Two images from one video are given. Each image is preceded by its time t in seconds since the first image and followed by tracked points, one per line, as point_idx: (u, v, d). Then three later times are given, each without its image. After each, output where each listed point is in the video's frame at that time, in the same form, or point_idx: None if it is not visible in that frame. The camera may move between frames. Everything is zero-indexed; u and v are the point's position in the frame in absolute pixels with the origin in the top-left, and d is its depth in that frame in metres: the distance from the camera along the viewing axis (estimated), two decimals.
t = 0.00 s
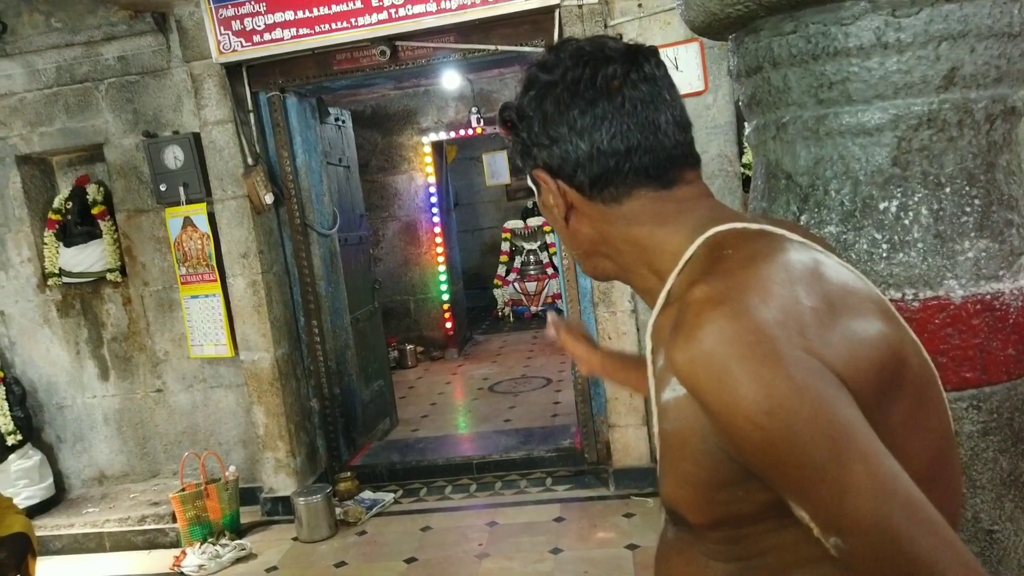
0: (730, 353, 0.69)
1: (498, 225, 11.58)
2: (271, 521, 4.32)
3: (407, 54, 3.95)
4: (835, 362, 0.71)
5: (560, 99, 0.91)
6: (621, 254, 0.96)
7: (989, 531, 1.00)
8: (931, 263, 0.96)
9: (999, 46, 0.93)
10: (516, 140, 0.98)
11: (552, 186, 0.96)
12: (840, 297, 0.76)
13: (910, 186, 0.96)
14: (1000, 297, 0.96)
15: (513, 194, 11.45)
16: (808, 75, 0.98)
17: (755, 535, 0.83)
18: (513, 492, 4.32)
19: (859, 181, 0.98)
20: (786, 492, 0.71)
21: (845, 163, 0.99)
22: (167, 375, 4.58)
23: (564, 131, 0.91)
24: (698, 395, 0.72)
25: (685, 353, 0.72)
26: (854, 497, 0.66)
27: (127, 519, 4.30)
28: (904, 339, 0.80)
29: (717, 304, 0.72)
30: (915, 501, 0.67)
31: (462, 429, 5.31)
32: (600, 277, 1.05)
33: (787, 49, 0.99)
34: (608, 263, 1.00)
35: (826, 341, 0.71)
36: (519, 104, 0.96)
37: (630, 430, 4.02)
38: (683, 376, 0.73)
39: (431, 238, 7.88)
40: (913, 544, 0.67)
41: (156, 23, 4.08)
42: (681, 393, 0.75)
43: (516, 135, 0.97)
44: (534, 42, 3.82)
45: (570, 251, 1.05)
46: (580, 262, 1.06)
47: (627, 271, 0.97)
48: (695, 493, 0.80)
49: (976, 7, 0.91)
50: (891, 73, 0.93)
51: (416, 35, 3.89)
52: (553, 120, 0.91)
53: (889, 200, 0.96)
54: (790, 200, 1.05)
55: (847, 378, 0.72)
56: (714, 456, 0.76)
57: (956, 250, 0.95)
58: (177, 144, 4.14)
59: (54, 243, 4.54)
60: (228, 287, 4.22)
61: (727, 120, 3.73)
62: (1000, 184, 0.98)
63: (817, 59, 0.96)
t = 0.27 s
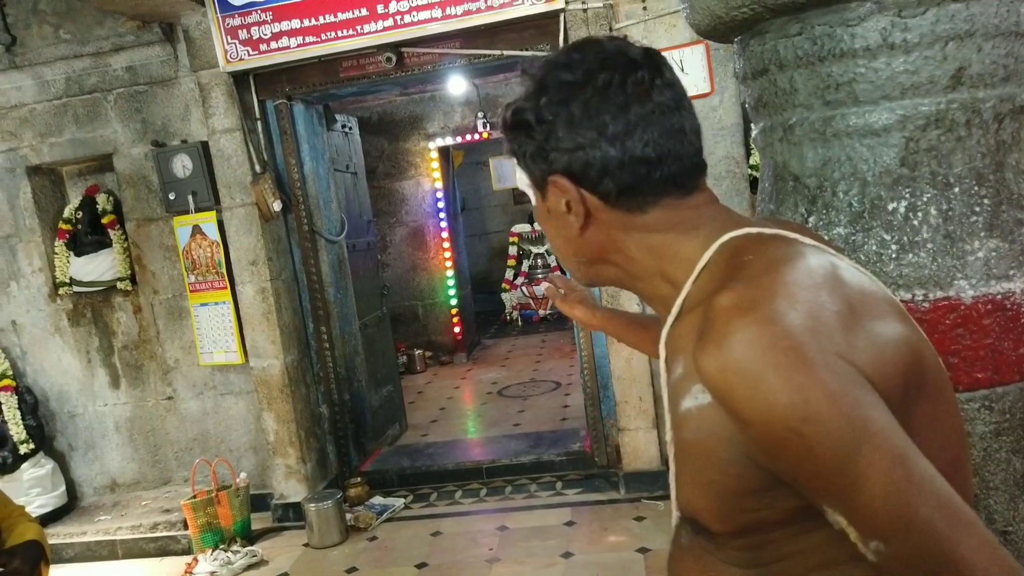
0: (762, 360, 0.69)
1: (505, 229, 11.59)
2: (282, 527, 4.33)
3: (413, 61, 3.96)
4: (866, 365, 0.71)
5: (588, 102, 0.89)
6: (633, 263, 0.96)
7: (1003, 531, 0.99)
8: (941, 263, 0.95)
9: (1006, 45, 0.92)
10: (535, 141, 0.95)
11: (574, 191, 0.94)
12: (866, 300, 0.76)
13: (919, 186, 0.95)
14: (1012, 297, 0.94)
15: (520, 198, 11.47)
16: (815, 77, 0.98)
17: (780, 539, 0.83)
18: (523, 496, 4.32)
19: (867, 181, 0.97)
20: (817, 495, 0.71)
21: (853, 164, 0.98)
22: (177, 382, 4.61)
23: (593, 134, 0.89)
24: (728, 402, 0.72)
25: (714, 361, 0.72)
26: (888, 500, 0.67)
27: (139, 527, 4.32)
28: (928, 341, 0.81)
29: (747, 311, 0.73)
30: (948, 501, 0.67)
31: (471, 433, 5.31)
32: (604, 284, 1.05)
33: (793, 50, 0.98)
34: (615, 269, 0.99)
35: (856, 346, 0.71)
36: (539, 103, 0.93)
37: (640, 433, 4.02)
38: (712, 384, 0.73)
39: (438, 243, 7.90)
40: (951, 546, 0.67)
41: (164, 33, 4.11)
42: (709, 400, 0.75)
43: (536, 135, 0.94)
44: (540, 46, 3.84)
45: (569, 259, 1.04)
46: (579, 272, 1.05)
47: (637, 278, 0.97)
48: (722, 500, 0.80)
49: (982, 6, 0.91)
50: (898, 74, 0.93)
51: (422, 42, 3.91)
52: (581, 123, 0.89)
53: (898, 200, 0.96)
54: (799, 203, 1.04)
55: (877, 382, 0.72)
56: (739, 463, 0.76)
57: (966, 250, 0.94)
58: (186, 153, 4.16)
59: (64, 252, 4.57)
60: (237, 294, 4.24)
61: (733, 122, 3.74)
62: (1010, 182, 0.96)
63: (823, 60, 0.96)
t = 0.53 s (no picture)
0: (783, 357, 0.68)
1: (508, 231, 11.60)
2: (286, 528, 4.34)
3: (416, 62, 3.96)
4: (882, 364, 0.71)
5: (653, 74, 0.86)
6: (654, 254, 0.94)
7: (1009, 531, 0.98)
8: (946, 261, 0.92)
9: (1012, 42, 0.90)
10: (585, 107, 0.89)
11: (623, 168, 0.88)
12: (879, 299, 0.76)
13: (925, 185, 0.92)
14: (1020, 296, 0.92)
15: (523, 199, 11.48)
16: (819, 76, 0.95)
17: (791, 539, 0.82)
18: (527, 497, 4.32)
19: (872, 180, 0.94)
20: (834, 495, 0.70)
21: (858, 163, 0.94)
22: (181, 384, 4.62)
23: (659, 103, 0.85)
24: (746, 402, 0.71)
25: (732, 360, 0.72)
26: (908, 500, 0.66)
27: (143, 528, 4.32)
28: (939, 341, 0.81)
29: (765, 309, 0.72)
30: (965, 502, 0.67)
31: (475, 434, 5.32)
32: (610, 279, 1.01)
33: (796, 49, 0.95)
34: (634, 259, 0.96)
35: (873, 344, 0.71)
36: (596, 68, 0.88)
37: (644, 434, 4.01)
38: (729, 382, 0.72)
39: (441, 244, 7.90)
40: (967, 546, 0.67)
41: (167, 35, 4.13)
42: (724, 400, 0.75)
43: (589, 99, 0.88)
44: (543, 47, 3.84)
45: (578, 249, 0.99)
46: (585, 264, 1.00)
47: (654, 270, 0.96)
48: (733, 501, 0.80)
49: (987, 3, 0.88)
50: (903, 72, 0.91)
51: (425, 43, 3.91)
52: (645, 92, 0.86)
53: (903, 199, 0.93)
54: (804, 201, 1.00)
55: (893, 381, 0.72)
56: (753, 465, 0.76)
57: (971, 248, 0.92)
58: (190, 155, 4.18)
59: (69, 254, 4.58)
60: (241, 295, 4.25)
61: (736, 122, 3.74)
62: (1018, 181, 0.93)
63: (827, 58, 0.93)
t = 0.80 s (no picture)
0: (818, 350, 0.69)
1: (509, 230, 11.60)
2: (287, 527, 4.34)
3: (418, 61, 3.97)
4: (913, 361, 0.72)
5: (690, 58, 0.90)
6: (675, 243, 0.97)
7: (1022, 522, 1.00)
8: (950, 260, 0.91)
9: (1016, 39, 0.88)
10: (621, 86, 0.91)
11: (654, 151, 0.91)
12: (909, 297, 0.78)
13: (928, 183, 0.90)
14: None
15: (524, 199, 11.48)
16: (823, 73, 0.93)
17: (815, 540, 0.82)
18: (528, 496, 4.32)
19: (876, 178, 0.92)
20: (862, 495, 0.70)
21: (862, 161, 0.93)
22: (183, 383, 4.62)
23: (695, 86, 0.89)
24: (776, 394, 0.73)
25: (763, 351, 0.73)
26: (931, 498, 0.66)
27: (144, 527, 4.32)
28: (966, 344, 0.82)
29: (798, 303, 0.74)
30: (998, 505, 0.67)
31: (477, 434, 5.32)
32: (627, 267, 1.04)
33: (800, 46, 0.94)
34: (654, 248, 0.99)
35: (903, 341, 0.72)
36: (632, 49, 0.91)
37: (645, 433, 4.02)
38: (760, 374, 0.74)
39: (442, 244, 7.91)
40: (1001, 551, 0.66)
41: (169, 35, 4.13)
42: (753, 392, 0.76)
43: (625, 78, 0.91)
44: (544, 47, 3.84)
45: (597, 236, 1.01)
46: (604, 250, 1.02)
47: (675, 261, 0.99)
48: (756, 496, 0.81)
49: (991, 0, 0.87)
50: (907, 69, 0.89)
51: (426, 42, 3.91)
52: (682, 75, 0.89)
53: (907, 197, 0.91)
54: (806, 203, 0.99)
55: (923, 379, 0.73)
56: (779, 459, 0.77)
57: (976, 245, 0.91)
58: (191, 154, 4.18)
59: (71, 253, 4.58)
60: (243, 294, 4.25)
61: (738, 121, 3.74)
62: None
63: (831, 56, 0.91)
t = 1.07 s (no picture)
0: (837, 343, 0.73)
1: (510, 230, 11.60)
2: (288, 527, 4.34)
3: (419, 61, 3.97)
4: (934, 355, 0.75)
5: (702, 46, 0.95)
6: (690, 238, 1.02)
7: None
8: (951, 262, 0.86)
9: None
10: (632, 75, 0.97)
11: (667, 141, 0.96)
12: (931, 297, 0.81)
13: (932, 185, 0.83)
14: None
15: (525, 198, 11.48)
16: (824, 72, 0.88)
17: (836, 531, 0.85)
18: (529, 496, 4.32)
19: (878, 180, 0.85)
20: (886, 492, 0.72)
21: (864, 161, 0.86)
22: (184, 383, 4.62)
23: (706, 74, 0.94)
24: (799, 388, 0.76)
25: (788, 346, 0.77)
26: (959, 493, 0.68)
27: (146, 526, 4.33)
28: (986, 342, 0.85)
29: (821, 301, 0.78)
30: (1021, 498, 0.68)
31: (478, 433, 5.33)
32: (640, 262, 1.09)
33: (802, 44, 0.89)
34: (669, 243, 1.04)
35: (927, 339, 0.76)
36: (642, 41, 0.97)
37: (646, 433, 4.02)
38: (784, 369, 0.77)
39: (443, 243, 7.91)
40: None
41: (170, 34, 4.13)
42: (777, 386, 0.79)
43: (636, 67, 0.96)
44: (546, 46, 3.83)
45: (611, 233, 1.05)
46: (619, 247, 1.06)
47: (690, 257, 1.03)
48: (779, 487, 0.84)
49: None
50: (910, 68, 0.83)
51: (428, 41, 3.91)
52: (695, 63, 0.95)
53: (910, 198, 0.84)
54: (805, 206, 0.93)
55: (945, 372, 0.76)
56: (803, 451, 0.80)
57: (979, 249, 0.84)
58: (193, 153, 4.18)
59: (72, 253, 4.59)
60: (244, 294, 4.25)
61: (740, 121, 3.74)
62: None
63: (833, 55, 0.86)
